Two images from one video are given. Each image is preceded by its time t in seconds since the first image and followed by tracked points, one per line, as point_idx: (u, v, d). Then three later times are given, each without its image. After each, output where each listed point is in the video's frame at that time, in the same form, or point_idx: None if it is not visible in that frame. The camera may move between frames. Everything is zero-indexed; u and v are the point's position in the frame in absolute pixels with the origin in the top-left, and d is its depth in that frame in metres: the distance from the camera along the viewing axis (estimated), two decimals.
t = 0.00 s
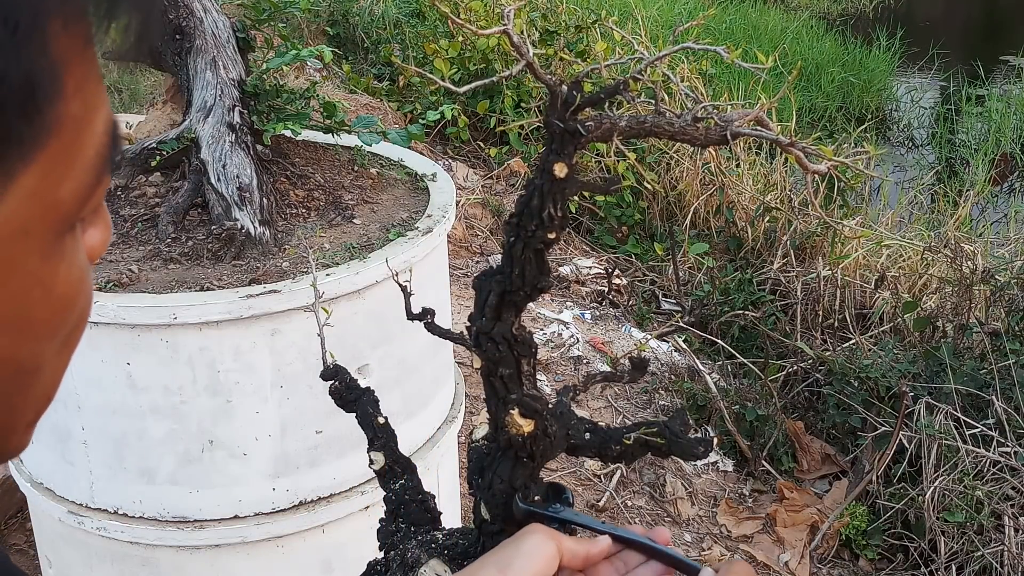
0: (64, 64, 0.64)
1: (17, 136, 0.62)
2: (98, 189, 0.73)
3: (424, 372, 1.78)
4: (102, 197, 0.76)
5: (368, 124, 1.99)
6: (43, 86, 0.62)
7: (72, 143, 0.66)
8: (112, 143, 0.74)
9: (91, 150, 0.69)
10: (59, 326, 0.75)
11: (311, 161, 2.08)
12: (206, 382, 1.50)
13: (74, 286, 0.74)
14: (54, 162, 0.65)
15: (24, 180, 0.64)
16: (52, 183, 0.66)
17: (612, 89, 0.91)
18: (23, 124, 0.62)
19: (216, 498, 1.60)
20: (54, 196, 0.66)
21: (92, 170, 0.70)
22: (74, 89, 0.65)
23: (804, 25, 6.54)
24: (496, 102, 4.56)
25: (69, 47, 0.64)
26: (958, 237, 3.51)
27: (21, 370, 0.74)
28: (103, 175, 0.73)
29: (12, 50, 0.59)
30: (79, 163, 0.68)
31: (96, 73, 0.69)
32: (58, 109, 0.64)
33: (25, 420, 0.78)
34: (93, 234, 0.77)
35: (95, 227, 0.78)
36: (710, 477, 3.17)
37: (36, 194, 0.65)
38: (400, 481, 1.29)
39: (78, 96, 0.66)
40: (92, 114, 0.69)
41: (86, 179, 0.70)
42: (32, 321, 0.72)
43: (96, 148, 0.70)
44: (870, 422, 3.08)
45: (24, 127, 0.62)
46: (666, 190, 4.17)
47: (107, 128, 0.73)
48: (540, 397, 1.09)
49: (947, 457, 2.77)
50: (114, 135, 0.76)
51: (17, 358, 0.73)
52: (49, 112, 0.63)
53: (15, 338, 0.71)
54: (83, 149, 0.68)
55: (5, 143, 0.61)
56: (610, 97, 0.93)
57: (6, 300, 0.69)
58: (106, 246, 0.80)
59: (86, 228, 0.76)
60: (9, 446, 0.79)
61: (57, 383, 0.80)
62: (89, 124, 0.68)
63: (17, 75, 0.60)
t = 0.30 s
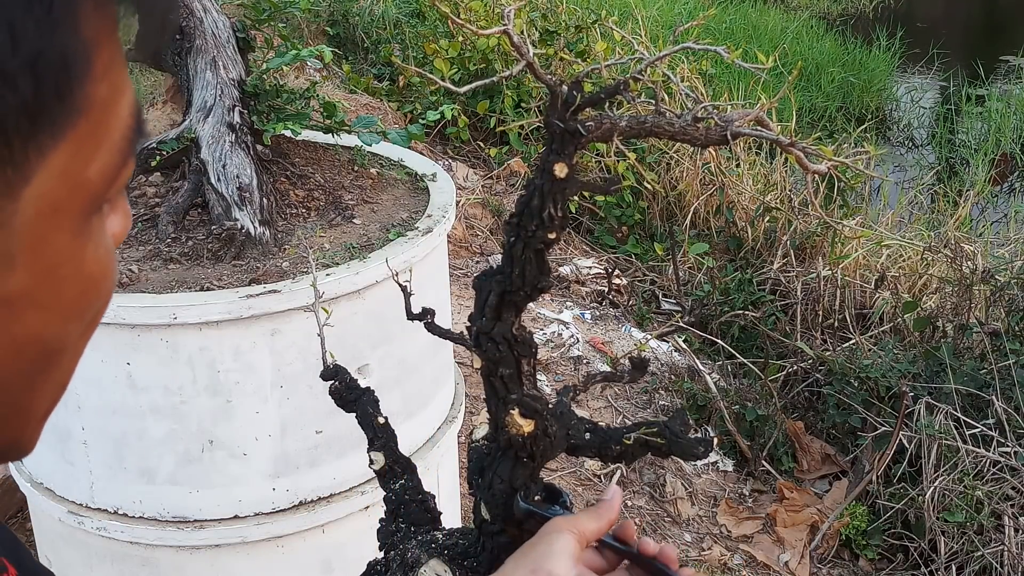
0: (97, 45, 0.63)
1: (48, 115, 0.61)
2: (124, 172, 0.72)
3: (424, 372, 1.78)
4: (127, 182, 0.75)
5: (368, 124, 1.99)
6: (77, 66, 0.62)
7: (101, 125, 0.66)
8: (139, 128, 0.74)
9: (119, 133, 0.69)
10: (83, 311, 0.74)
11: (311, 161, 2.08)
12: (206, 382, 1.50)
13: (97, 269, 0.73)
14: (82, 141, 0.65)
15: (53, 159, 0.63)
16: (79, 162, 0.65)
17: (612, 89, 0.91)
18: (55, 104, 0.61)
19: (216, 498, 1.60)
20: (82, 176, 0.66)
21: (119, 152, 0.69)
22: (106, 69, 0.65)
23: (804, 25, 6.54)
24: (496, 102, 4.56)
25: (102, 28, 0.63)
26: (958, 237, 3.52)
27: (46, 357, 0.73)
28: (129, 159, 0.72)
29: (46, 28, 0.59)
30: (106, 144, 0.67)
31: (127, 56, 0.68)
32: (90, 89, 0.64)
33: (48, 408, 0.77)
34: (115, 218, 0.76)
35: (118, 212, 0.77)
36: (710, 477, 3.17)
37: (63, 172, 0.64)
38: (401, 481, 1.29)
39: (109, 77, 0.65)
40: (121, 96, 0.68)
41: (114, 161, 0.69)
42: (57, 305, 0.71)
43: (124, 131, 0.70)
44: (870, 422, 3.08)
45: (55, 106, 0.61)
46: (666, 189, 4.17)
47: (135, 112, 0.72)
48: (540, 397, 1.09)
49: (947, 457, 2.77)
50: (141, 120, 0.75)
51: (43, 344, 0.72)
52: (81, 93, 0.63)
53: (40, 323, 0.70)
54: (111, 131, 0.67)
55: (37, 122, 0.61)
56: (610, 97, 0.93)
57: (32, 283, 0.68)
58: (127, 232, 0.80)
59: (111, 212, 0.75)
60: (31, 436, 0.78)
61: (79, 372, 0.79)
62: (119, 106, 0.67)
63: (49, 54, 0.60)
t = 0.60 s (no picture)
0: (123, 69, 0.63)
1: (69, 134, 0.61)
2: (137, 192, 0.73)
3: (424, 372, 1.78)
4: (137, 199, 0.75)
5: (368, 125, 1.99)
6: (101, 88, 0.61)
7: (119, 145, 0.66)
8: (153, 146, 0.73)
9: (136, 153, 0.69)
10: (83, 323, 0.74)
11: (311, 161, 2.08)
12: (206, 382, 1.50)
13: (101, 281, 0.74)
14: (100, 162, 0.65)
15: (69, 178, 0.63)
16: (94, 181, 0.65)
17: (612, 89, 0.91)
18: (76, 123, 0.61)
19: (216, 498, 1.60)
20: (96, 195, 0.66)
21: (135, 172, 0.69)
22: (128, 91, 0.64)
23: (804, 25, 6.54)
24: (496, 102, 4.56)
25: (129, 52, 0.63)
26: (958, 237, 3.52)
27: (46, 365, 0.73)
28: (143, 178, 0.72)
29: (76, 50, 0.58)
30: (123, 164, 0.67)
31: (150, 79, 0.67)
32: (112, 110, 0.63)
33: (42, 414, 0.78)
34: (121, 233, 0.77)
35: (124, 226, 0.77)
36: (710, 477, 3.17)
37: (78, 190, 0.64)
38: (401, 481, 1.29)
39: (131, 100, 0.65)
40: (141, 117, 0.68)
41: (129, 180, 0.69)
42: (60, 316, 0.71)
43: (141, 152, 0.70)
44: (870, 422, 3.08)
45: (77, 125, 0.61)
46: (666, 189, 4.17)
47: (152, 132, 0.72)
48: (540, 397, 1.09)
49: (947, 458, 2.77)
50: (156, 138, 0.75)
51: (44, 352, 0.72)
52: (103, 114, 0.63)
53: (43, 332, 0.71)
54: (129, 152, 0.67)
55: (58, 140, 0.60)
56: (610, 97, 0.93)
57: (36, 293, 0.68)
58: (132, 245, 0.80)
59: (118, 228, 0.75)
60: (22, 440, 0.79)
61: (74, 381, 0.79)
62: (139, 127, 0.67)
63: (77, 75, 0.59)
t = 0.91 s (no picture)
0: (174, 109, 0.60)
1: (117, 175, 0.58)
2: (176, 228, 0.70)
3: (424, 373, 1.78)
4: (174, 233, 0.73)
5: (368, 125, 1.99)
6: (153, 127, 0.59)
7: (165, 186, 0.63)
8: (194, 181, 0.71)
9: (179, 192, 0.66)
10: (111, 361, 0.72)
11: (312, 161, 2.08)
12: (206, 382, 1.51)
13: (132, 319, 0.71)
14: (144, 203, 0.62)
15: (113, 218, 0.61)
16: (136, 223, 0.63)
17: (612, 89, 0.91)
18: (125, 163, 0.58)
19: (216, 498, 1.61)
20: (136, 236, 0.63)
21: (176, 212, 0.67)
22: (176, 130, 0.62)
23: (804, 25, 6.54)
24: (496, 102, 4.56)
25: (183, 92, 0.60)
26: (958, 237, 3.52)
27: (72, 403, 0.71)
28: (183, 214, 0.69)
29: (132, 91, 0.55)
30: (166, 205, 0.64)
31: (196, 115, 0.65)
32: (161, 149, 0.61)
33: (65, 450, 0.75)
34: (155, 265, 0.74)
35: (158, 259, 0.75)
36: (710, 477, 3.17)
37: (120, 231, 0.62)
38: (401, 481, 1.29)
39: (177, 139, 0.63)
40: (185, 153, 0.65)
41: (169, 221, 0.66)
42: (90, 354, 0.69)
43: (183, 188, 0.67)
44: (870, 422, 3.09)
45: (126, 164, 0.58)
46: (666, 189, 4.17)
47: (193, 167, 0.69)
48: (540, 397, 1.09)
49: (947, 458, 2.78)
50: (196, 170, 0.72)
51: (72, 390, 0.70)
52: (152, 155, 0.60)
53: (74, 370, 0.69)
54: (172, 192, 0.65)
55: (106, 178, 0.58)
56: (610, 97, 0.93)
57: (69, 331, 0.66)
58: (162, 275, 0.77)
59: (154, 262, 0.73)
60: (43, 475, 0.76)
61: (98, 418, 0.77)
62: (182, 165, 0.65)
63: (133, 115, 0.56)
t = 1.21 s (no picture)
0: (241, 158, 0.63)
1: (185, 225, 0.61)
2: (226, 272, 0.73)
3: (425, 373, 1.78)
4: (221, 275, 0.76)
5: (368, 124, 2.06)
6: (223, 181, 0.62)
7: (223, 231, 0.66)
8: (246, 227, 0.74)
9: (233, 238, 0.69)
10: (155, 395, 0.74)
11: (312, 161, 2.08)
12: (206, 382, 1.51)
13: (179, 354, 0.74)
14: (204, 248, 0.65)
15: (176, 262, 0.64)
16: (193, 268, 0.66)
17: (612, 88, 0.91)
18: (194, 215, 0.62)
19: (216, 498, 1.61)
20: (191, 279, 0.67)
21: (228, 254, 0.70)
22: (239, 180, 0.65)
23: (804, 25, 6.54)
24: (496, 102, 4.56)
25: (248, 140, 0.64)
26: (958, 237, 3.52)
27: (115, 433, 0.73)
28: (233, 259, 0.73)
29: (210, 142, 0.59)
30: (221, 249, 0.68)
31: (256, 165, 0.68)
32: (225, 202, 0.64)
33: (99, 475, 0.77)
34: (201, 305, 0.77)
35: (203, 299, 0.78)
36: (710, 477, 3.17)
37: (179, 274, 0.65)
38: (400, 481, 1.29)
39: (240, 187, 0.66)
40: (243, 201, 0.69)
41: (221, 264, 0.70)
42: (139, 389, 0.71)
43: (237, 234, 0.70)
44: (870, 422, 3.09)
45: (195, 216, 0.62)
46: (666, 189, 4.17)
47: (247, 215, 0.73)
48: (540, 396, 1.09)
49: (947, 458, 2.78)
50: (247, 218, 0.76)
51: (117, 423, 0.72)
52: (218, 207, 0.63)
53: (124, 405, 0.71)
54: (228, 237, 0.68)
55: (175, 229, 0.61)
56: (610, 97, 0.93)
57: (124, 368, 0.68)
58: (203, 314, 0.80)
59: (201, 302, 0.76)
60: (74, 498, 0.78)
61: (134, 443, 0.79)
62: (241, 212, 0.68)
63: (207, 169, 0.60)
